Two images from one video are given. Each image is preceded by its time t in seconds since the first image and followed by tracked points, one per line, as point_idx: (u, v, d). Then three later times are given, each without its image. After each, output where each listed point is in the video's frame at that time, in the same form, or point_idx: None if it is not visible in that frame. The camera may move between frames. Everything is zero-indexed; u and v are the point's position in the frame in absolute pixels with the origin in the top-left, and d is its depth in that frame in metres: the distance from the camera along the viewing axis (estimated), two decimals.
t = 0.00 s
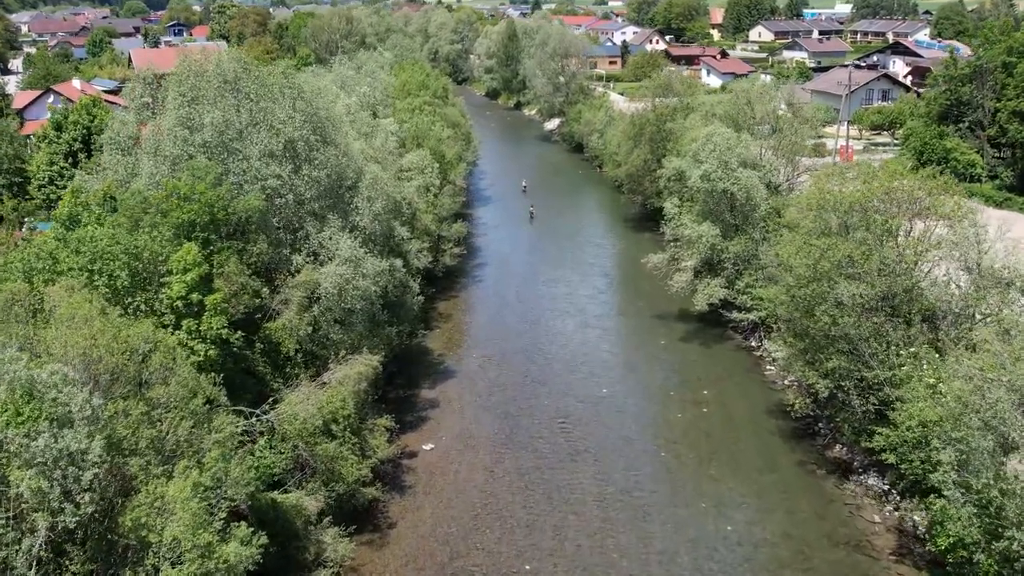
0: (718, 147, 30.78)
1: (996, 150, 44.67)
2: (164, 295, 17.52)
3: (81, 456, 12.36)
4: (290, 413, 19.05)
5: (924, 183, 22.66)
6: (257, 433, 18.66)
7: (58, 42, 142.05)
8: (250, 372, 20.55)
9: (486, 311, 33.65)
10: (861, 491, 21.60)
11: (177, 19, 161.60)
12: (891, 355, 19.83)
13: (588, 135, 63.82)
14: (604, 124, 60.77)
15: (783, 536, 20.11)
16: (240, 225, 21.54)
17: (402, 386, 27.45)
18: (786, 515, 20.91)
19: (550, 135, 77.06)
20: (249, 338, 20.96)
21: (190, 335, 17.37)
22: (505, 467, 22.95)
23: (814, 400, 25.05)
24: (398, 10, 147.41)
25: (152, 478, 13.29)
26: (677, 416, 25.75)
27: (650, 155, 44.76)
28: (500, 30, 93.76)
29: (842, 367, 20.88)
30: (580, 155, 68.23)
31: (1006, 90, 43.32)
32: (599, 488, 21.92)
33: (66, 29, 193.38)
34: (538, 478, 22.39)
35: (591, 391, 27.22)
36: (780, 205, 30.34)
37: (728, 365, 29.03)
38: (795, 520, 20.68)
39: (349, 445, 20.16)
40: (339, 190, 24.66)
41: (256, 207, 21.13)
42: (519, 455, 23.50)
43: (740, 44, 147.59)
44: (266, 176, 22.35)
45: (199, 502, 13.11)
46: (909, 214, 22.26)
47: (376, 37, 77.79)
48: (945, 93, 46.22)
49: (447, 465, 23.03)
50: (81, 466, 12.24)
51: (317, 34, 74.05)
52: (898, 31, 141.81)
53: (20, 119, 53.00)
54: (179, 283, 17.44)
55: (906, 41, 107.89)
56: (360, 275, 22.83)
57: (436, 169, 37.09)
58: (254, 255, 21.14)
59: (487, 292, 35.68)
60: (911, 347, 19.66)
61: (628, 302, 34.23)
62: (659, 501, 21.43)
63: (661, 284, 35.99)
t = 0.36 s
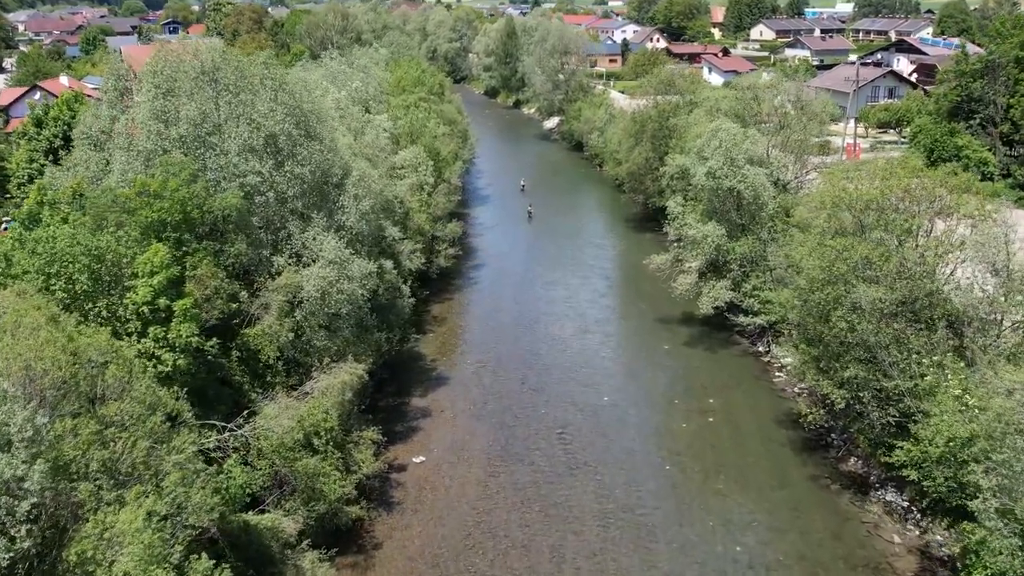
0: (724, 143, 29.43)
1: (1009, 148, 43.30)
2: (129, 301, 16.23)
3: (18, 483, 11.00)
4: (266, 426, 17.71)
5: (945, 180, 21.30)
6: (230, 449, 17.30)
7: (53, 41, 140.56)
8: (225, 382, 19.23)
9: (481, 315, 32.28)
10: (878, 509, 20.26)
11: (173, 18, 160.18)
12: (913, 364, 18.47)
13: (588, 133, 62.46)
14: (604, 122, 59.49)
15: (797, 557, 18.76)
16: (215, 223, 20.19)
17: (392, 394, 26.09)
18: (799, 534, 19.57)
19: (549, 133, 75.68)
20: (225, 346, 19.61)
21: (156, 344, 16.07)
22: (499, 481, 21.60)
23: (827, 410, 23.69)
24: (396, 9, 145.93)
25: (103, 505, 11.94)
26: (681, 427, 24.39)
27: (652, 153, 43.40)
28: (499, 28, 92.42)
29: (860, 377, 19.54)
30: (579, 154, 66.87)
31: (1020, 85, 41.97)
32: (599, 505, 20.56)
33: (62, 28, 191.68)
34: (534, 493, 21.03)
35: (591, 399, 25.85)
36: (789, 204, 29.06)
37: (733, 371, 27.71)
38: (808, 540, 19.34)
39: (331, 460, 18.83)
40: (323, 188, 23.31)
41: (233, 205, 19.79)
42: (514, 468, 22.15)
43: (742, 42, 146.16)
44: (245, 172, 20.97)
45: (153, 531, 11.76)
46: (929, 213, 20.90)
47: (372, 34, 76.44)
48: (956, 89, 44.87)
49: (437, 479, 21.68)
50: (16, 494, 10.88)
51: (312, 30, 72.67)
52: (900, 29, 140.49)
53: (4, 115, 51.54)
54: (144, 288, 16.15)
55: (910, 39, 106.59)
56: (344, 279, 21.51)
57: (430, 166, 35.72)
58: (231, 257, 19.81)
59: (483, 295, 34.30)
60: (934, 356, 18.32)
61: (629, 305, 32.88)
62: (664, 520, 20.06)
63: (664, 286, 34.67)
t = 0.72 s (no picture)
0: (730, 139, 28.18)
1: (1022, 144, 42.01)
2: (90, 306, 15.04)
3: None
4: (242, 441, 16.45)
5: (969, 176, 20.01)
6: (202, 465, 16.06)
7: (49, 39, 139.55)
8: (199, 392, 17.98)
9: (477, 318, 31.02)
10: (899, 526, 18.99)
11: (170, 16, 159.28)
12: (936, 373, 17.23)
13: (588, 131, 61.21)
14: (604, 120, 58.24)
15: None
16: (191, 222, 18.93)
17: (383, 402, 24.84)
18: (814, 554, 18.30)
19: (549, 132, 74.43)
20: (201, 353, 18.35)
21: (121, 353, 14.88)
22: (494, 495, 20.34)
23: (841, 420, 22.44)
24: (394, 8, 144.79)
25: (47, 535, 10.67)
26: (687, 438, 23.13)
27: (653, 150, 42.13)
28: (498, 26, 91.14)
29: (878, 386, 18.29)
30: (579, 152, 65.64)
31: None
32: (600, 523, 19.29)
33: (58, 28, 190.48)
34: (531, 509, 19.77)
35: (591, 408, 24.60)
36: (798, 202, 27.80)
37: (741, 377, 26.48)
38: (824, 561, 18.08)
39: (313, 476, 17.59)
40: (308, 185, 22.05)
41: (210, 203, 18.54)
42: (510, 482, 20.89)
43: (743, 41, 144.95)
44: (224, 168, 19.71)
45: (101, 566, 10.44)
46: (950, 212, 19.63)
47: (369, 30, 75.21)
48: (967, 85, 43.59)
49: (429, 493, 20.44)
50: None
51: (307, 26, 71.45)
52: (902, 27, 139.23)
53: None
54: (107, 293, 14.97)
55: (913, 36, 105.40)
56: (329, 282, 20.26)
57: (424, 164, 34.45)
58: (207, 259, 18.57)
59: (480, 297, 33.04)
60: (959, 364, 17.09)
61: (631, 309, 31.64)
62: (670, 539, 18.79)
63: (667, 289, 33.43)
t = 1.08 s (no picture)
0: (738, 133, 26.90)
1: None
2: (46, 312, 13.80)
3: None
4: (214, 459, 15.14)
5: (997, 171, 18.70)
6: (170, 485, 14.74)
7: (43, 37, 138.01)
8: (171, 403, 16.65)
9: (474, 322, 29.72)
10: (924, 547, 17.69)
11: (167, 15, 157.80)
12: (966, 384, 15.93)
13: (589, 128, 59.91)
14: (605, 118, 56.96)
15: None
16: (163, 221, 17.62)
17: (373, 411, 23.54)
18: None
19: (548, 130, 73.12)
20: (173, 362, 17.03)
21: (80, 364, 13.63)
22: (490, 512, 19.03)
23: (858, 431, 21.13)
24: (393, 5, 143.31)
25: None
26: (694, 449, 21.84)
27: (656, 147, 40.84)
28: (498, 22, 89.78)
29: (903, 397, 16.99)
30: (579, 150, 64.33)
31: None
32: (603, 543, 17.99)
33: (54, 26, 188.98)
34: (529, 528, 18.47)
35: (593, 417, 23.30)
36: (810, 201, 26.49)
37: (750, 384, 25.17)
38: None
39: (293, 495, 16.28)
40: (292, 182, 20.75)
41: (183, 201, 17.25)
42: (507, 498, 19.60)
43: (745, 39, 143.55)
44: (199, 163, 18.40)
45: None
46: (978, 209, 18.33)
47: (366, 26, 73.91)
48: (980, 80, 42.28)
49: (419, 509, 19.13)
50: None
51: (303, 22, 70.13)
52: (905, 26, 137.84)
53: None
54: (63, 298, 13.71)
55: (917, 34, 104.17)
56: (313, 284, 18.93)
57: (419, 161, 33.15)
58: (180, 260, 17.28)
59: (476, 300, 31.74)
60: (992, 375, 15.79)
61: (634, 312, 30.35)
62: (678, 561, 17.49)
63: (671, 291, 32.11)
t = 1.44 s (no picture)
0: (747, 129, 25.71)
1: None
2: None
3: None
4: (186, 478, 13.93)
5: None
6: (136, 508, 13.52)
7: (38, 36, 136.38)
8: (141, 417, 15.44)
9: (471, 326, 28.48)
10: (951, 570, 16.47)
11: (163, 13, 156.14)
12: (1001, 397, 14.72)
13: (590, 126, 58.71)
14: (606, 115, 55.75)
15: None
16: (134, 220, 16.41)
17: (364, 421, 22.33)
18: None
19: (548, 128, 71.85)
20: (144, 372, 15.81)
21: (35, 378, 12.44)
22: (485, 531, 17.81)
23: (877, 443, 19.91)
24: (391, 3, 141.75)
25: None
26: (703, 462, 20.61)
27: (660, 144, 39.65)
28: (497, 20, 88.49)
29: (930, 410, 15.80)
30: (580, 149, 63.08)
31: None
32: (606, 566, 16.78)
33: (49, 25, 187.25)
34: (528, 549, 17.24)
35: (595, 427, 22.07)
36: (822, 199, 25.31)
37: (760, 392, 23.93)
38: None
39: (272, 516, 15.08)
40: (275, 179, 19.53)
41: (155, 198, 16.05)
42: (504, 515, 18.38)
43: (746, 37, 142.23)
44: (174, 158, 17.19)
45: None
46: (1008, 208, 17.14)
47: (363, 23, 72.64)
48: (993, 75, 41.09)
49: (410, 528, 17.91)
50: None
51: (299, 18, 68.85)
52: (907, 24, 136.53)
53: None
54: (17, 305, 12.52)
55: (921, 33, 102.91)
56: (297, 288, 17.71)
57: (414, 158, 31.96)
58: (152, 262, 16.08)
59: (473, 302, 30.50)
60: None
61: (637, 315, 29.12)
62: None
63: (676, 294, 30.89)
